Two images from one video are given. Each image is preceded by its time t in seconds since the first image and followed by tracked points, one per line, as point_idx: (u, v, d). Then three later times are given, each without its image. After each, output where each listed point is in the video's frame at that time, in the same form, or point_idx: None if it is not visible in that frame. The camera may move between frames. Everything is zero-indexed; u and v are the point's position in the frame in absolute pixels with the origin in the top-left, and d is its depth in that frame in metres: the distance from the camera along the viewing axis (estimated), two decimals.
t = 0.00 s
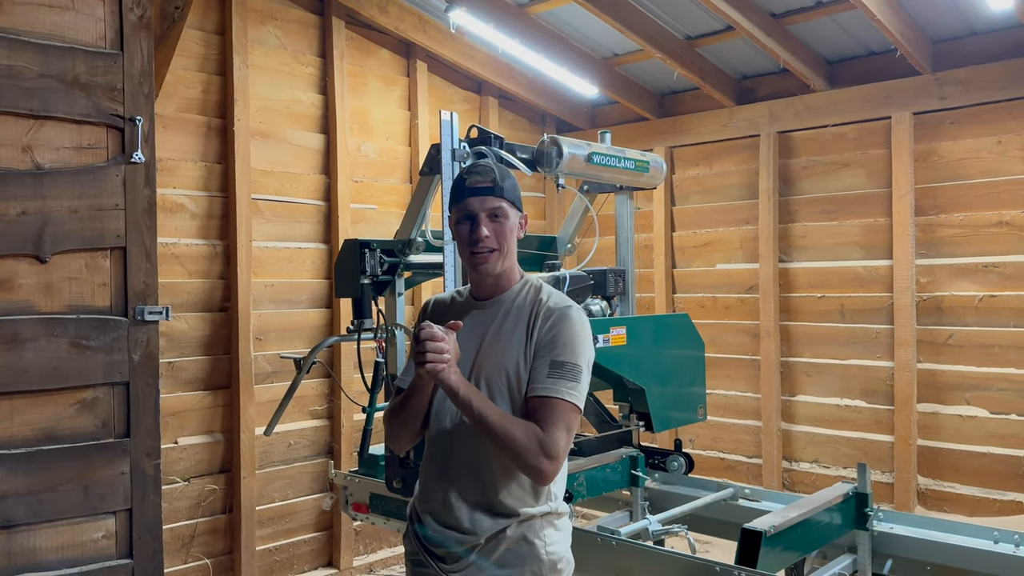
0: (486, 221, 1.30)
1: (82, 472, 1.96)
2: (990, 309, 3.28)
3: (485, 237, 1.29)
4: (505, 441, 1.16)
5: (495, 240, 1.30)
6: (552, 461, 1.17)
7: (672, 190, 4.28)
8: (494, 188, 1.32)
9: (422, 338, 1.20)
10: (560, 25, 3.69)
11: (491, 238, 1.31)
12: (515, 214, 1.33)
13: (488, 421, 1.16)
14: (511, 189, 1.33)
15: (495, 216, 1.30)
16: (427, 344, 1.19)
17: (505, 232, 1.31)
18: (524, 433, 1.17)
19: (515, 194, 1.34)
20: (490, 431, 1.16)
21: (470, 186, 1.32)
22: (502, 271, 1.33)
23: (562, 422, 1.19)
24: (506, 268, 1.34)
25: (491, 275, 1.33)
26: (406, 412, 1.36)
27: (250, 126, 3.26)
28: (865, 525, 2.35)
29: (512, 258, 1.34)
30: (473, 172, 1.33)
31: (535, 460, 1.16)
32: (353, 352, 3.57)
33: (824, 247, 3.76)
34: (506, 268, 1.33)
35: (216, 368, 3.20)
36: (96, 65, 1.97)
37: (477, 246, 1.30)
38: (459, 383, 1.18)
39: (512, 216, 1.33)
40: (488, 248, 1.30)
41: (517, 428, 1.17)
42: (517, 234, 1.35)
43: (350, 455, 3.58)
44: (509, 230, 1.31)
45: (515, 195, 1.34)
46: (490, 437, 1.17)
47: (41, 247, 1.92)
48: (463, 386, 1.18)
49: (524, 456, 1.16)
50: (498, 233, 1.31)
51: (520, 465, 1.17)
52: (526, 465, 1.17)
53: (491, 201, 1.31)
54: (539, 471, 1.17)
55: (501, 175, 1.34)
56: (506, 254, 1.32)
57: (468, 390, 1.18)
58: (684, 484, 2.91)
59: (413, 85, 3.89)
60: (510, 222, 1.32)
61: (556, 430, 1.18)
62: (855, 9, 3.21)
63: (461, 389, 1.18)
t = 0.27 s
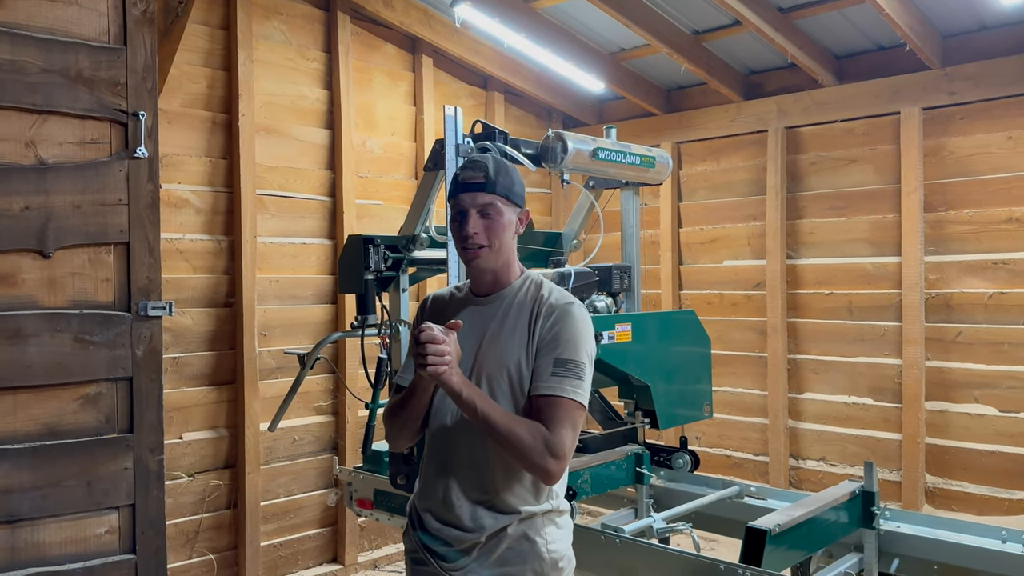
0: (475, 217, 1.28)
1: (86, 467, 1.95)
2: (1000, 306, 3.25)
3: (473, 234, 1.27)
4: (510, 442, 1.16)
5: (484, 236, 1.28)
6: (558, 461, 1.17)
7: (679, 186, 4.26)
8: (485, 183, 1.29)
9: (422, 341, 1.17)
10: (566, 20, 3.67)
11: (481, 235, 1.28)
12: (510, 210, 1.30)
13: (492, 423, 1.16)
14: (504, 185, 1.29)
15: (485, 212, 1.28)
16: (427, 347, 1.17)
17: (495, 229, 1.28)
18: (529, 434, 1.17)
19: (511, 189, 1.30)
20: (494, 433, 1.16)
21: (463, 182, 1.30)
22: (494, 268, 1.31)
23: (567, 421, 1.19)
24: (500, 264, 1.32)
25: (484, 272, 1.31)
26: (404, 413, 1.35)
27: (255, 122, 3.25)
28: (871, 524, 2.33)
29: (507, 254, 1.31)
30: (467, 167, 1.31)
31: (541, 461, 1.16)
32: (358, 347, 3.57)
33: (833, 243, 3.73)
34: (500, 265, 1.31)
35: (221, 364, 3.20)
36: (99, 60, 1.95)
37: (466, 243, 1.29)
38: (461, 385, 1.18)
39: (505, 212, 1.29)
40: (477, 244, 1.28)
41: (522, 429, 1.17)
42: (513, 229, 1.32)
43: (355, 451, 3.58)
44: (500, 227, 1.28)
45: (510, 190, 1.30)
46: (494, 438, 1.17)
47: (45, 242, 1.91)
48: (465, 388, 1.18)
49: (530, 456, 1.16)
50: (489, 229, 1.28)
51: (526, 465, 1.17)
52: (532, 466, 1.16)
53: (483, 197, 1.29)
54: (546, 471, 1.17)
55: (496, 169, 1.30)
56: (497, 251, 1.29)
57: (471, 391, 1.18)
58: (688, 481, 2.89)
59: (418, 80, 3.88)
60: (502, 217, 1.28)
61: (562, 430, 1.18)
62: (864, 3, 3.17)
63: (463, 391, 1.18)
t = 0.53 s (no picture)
0: (462, 212, 1.26)
1: (90, 463, 1.93)
2: (1014, 305, 3.20)
3: (456, 229, 1.25)
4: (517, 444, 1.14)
5: (468, 231, 1.26)
6: (566, 462, 1.15)
7: (688, 183, 4.22)
8: (474, 177, 1.26)
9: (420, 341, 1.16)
10: (575, 15, 3.64)
11: (467, 230, 1.26)
12: (500, 205, 1.25)
13: (497, 425, 1.14)
14: (492, 178, 1.24)
15: (471, 207, 1.25)
16: (425, 348, 1.16)
17: (479, 224, 1.25)
18: (537, 435, 1.14)
19: (502, 183, 1.25)
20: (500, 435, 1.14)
21: (456, 176, 1.28)
22: (485, 264, 1.28)
23: (574, 422, 1.16)
24: (494, 260, 1.28)
25: (477, 268, 1.29)
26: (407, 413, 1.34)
27: (262, 118, 3.24)
28: (882, 526, 2.30)
29: (498, 250, 1.27)
30: (463, 161, 1.29)
31: (549, 463, 1.14)
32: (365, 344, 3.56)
33: (844, 241, 3.69)
34: (491, 261, 1.27)
35: (228, 360, 3.19)
36: (105, 55, 1.93)
37: (454, 237, 1.27)
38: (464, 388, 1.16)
39: (492, 207, 1.25)
40: (463, 240, 1.26)
41: (529, 430, 1.14)
42: (507, 225, 1.26)
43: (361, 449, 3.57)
44: (485, 222, 1.25)
45: (500, 184, 1.24)
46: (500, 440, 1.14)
47: (50, 238, 1.89)
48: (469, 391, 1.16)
49: (538, 458, 1.13)
50: (474, 224, 1.26)
51: (532, 468, 1.15)
52: (539, 468, 1.14)
53: (471, 191, 1.26)
54: (553, 473, 1.15)
55: (487, 162, 1.26)
56: (482, 247, 1.26)
57: (474, 393, 1.16)
58: (697, 481, 2.84)
59: (426, 76, 3.86)
60: (488, 213, 1.25)
61: (570, 431, 1.15)
62: None
63: (468, 393, 1.16)
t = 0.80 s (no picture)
0: (460, 213, 1.22)
1: (95, 462, 1.89)
2: None
3: (456, 231, 1.21)
4: (546, 437, 1.06)
5: (469, 233, 1.22)
6: (586, 462, 1.09)
7: (702, 181, 4.16)
8: (470, 176, 1.22)
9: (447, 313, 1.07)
10: (587, 11, 3.59)
11: (466, 231, 1.22)
12: (499, 203, 1.21)
13: (531, 413, 1.05)
14: (490, 176, 1.20)
15: (469, 208, 1.21)
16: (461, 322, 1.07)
17: (479, 224, 1.21)
18: (565, 429, 1.08)
19: (500, 180, 1.21)
20: (532, 424, 1.05)
21: (453, 176, 1.24)
22: (487, 264, 1.24)
23: (590, 421, 1.12)
24: (497, 260, 1.24)
25: (481, 269, 1.25)
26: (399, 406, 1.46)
27: (271, 115, 3.22)
28: (898, 531, 2.24)
29: (499, 249, 1.23)
30: (459, 161, 1.25)
31: (573, 461, 1.08)
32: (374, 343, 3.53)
33: (860, 240, 3.62)
34: (494, 261, 1.24)
35: (236, 359, 3.19)
36: (110, 51, 1.90)
37: (454, 239, 1.24)
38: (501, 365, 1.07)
39: (491, 205, 1.21)
40: (463, 241, 1.23)
41: (557, 423, 1.07)
42: (507, 223, 1.22)
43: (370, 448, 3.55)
44: (484, 221, 1.21)
45: (498, 181, 1.21)
46: (532, 430, 1.06)
47: (54, 235, 1.85)
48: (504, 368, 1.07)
49: (563, 456, 1.07)
50: (474, 224, 1.22)
51: (554, 467, 1.08)
52: (559, 467, 1.08)
53: (468, 191, 1.22)
54: (574, 473, 1.09)
55: (483, 160, 1.22)
56: (482, 247, 1.22)
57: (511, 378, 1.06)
58: (709, 484, 2.80)
59: (437, 73, 3.83)
60: (487, 212, 1.21)
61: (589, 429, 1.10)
62: None
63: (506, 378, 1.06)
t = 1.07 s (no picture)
0: (459, 213, 1.18)
1: (98, 463, 1.82)
2: None
3: (455, 232, 1.17)
4: (545, 450, 1.01)
5: (468, 234, 1.17)
6: (586, 475, 1.05)
7: (717, 180, 4.08)
8: (469, 175, 1.17)
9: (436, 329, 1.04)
10: (600, 7, 3.54)
11: (465, 232, 1.18)
12: (499, 203, 1.16)
13: (526, 426, 1.01)
14: (490, 175, 1.16)
15: (468, 208, 1.17)
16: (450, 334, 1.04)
17: (478, 225, 1.17)
18: (564, 441, 1.03)
19: (500, 179, 1.16)
20: (528, 437, 1.01)
21: (451, 175, 1.20)
22: (487, 266, 1.20)
23: (591, 432, 1.07)
24: (497, 261, 1.20)
25: (481, 271, 1.21)
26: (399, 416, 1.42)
27: (280, 114, 3.20)
28: (917, 540, 2.17)
29: (500, 250, 1.19)
30: (458, 159, 1.20)
31: (572, 475, 1.03)
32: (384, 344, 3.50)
33: (879, 240, 3.53)
34: (494, 262, 1.19)
35: (244, 359, 3.17)
36: (114, 49, 1.83)
37: (453, 240, 1.19)
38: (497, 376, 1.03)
39: (491, 205, 1.16)
40: (462, 243, 1.18)
41: (556, 435, 1.03)
42: (508, 224, 1.18)
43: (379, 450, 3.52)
44: (483, 222, 1.17)
45: (498, 180, 1.16)
46: (527, 444, 1.02)
47: (57, 234, 1.79)
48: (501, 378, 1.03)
49: (563, 468, 1.02)
50: (473, 225, 1.17)
51: (555, 481, 1.04)
52: (560, 480, 1.04)
53: (468, 190, 1.18)
54: (574, 487, 1.04)
55: (483, 159, 1.18)
56: (482, 248, 1.17)
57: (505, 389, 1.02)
58: (723, 490, 2.73)
59: (448, 71, 3.79)
60: (487, 212, 1.16)
61: (591, 441, 1.06)
62: None
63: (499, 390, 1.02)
